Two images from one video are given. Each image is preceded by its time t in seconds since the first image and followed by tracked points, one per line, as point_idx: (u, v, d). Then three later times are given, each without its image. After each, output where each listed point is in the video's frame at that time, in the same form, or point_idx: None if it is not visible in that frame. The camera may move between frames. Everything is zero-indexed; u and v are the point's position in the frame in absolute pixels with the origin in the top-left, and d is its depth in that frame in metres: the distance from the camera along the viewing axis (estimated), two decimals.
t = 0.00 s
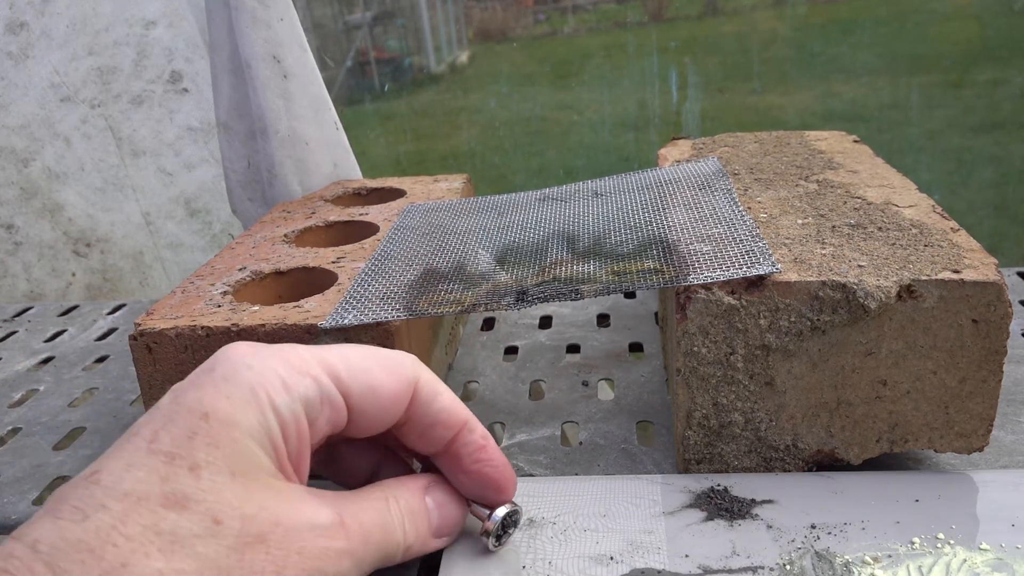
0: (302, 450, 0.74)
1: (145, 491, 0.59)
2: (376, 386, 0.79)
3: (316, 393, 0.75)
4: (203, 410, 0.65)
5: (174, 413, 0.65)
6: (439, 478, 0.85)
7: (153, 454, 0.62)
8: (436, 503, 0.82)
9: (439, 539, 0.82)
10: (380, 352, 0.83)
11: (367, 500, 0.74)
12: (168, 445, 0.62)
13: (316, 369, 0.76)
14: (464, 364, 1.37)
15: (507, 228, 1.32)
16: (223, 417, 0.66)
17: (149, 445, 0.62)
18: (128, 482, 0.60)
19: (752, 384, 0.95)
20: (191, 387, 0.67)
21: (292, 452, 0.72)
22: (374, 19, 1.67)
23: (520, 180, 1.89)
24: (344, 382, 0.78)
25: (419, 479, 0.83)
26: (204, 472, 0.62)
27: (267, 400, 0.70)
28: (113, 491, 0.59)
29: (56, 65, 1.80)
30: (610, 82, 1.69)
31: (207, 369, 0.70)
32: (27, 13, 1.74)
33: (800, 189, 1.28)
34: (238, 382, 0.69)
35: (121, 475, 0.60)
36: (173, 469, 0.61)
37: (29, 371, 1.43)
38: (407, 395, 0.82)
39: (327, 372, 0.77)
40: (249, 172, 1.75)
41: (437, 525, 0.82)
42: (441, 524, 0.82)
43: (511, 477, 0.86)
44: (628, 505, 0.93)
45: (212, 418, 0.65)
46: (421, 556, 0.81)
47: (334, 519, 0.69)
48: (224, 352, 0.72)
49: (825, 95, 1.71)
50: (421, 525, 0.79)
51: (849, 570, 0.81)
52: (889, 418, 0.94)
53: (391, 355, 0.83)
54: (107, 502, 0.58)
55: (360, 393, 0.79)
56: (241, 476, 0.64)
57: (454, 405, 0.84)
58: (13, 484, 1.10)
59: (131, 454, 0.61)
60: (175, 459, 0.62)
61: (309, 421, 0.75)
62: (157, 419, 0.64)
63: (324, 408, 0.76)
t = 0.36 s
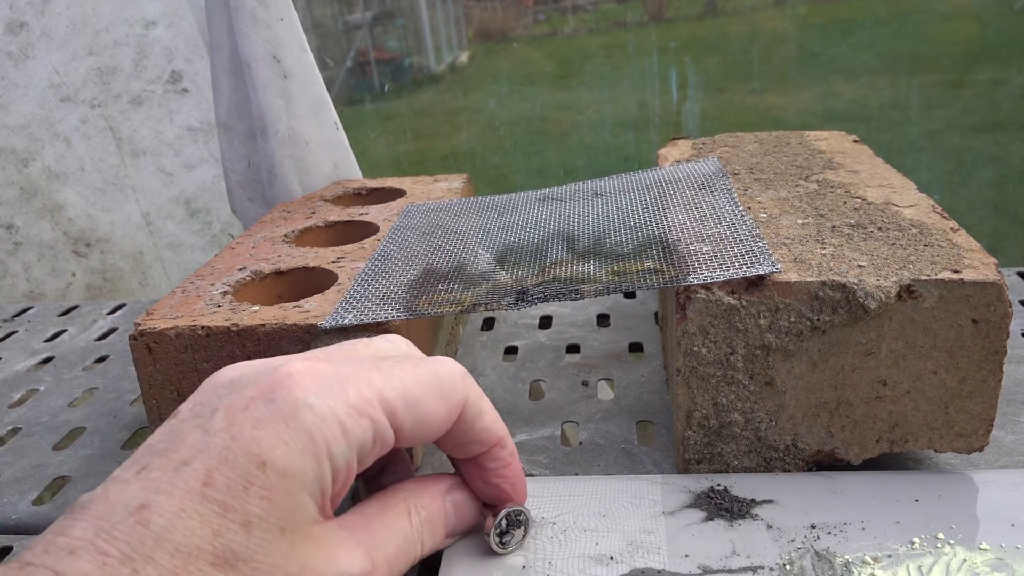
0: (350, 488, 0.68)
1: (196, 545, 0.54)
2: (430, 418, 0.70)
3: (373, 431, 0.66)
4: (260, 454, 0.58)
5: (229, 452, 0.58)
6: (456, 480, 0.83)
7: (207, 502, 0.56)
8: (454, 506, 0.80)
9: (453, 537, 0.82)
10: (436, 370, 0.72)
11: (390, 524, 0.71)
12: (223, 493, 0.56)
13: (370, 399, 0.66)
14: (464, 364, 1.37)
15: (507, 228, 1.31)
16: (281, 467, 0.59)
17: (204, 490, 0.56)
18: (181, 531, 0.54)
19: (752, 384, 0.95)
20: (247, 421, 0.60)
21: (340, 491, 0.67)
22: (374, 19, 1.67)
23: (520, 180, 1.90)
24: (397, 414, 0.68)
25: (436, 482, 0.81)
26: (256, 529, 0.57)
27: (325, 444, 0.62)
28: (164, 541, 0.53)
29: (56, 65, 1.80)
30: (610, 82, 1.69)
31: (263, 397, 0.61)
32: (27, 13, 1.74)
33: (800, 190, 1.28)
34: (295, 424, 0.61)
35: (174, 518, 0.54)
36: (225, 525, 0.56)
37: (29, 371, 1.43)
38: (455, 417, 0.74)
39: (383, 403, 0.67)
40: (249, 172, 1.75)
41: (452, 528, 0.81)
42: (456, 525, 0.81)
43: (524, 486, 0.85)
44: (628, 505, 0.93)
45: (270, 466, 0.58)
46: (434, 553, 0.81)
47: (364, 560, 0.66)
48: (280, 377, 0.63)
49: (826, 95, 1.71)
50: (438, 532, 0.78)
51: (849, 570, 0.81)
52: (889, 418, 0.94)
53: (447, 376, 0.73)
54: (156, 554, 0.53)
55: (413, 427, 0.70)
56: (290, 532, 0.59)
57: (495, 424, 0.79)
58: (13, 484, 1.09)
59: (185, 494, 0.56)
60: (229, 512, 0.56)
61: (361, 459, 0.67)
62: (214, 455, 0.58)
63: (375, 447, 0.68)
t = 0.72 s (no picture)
0: (355, 491, 0.66)
1: (198, 539, 0.55)
2: (442, 428, 0.69)
3: (382, 437, 0.65)
4: (266, 453, 0.58)
5: (236, 449, 0.58)
6: (458, 479, 0.82)
7: (211, 497, 0.56)
8: (454, 506, 0.80)
9: (451, 535, 0.82)
10: (452, 382, 0.71)
11: (392, 525, 0.71)
12: (227, 490, 0.56)
13: (382, 406, 0.65)
14: (464, 364, 1.37)
15: (507, 228, 1.31)
16: (286, 467, 0.58)
17: (209, 485, 0.56)
18: (184, 524, 0.55)
19: (752, 385, 0.95)
20: (256, 417, 0.59)
21: (345, 494, 0.65)
22: (374, 19, 1.66)
23: (520, 180, 1.90)
24: (409, 423, 0.67)
25: (438, 480, 0.80)
26: (259, 528, 0.57)
27: (332, 446, 0.61)
28: (167, 533, 0.54)
29: (56, 65, 1.80)
30: (610, 82, 1.70)
31: (274, 395, 0.61)
32: (27, 14, 1.74)
33: (800, 190, 1.28)
34: (303, 423, 0.60)
35: (179, 511, 0.55)
36: (227, 521, 0.56)
37: (29, 371, 1.43)
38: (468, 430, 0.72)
39: (395, 410, 0.66)
40: (249, 172, 1.75)
41: (452, 526, 0.80)
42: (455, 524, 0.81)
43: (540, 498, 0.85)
44: (628, 505, 0.93)
45: (275, 465, 0.58)
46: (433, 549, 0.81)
47: (366, 561, 0.65)
48: (292, 376, 0.62)
49: (826, 95, 1.71)
50: (437, 530, 0.77)
51: (848, 570, 0.81)
52: (889, 418, 0.94)
53: (463, 389, 0.71)
54: (158, 545, 0.54)
55: (424, 437, 0.68)
56: (293, 533, 0.59)
57: (511, 442, 0.78)
58: (13, 484, 1.10)
59: (190, 488, 0.56)
60: (232, 509, 0.56)
61: (369, 464, 0.66)
62: (222, 450, 0.58)
63: (385, 454, 0.67)
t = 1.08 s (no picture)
0: (359, 502, 0.66)
1: (200, 555, 0.55)
2: (447, 442, 0.69)
3: (388, 451, 0.65)
4: (271, 467, 0.58)
5: (240, 462, 0.58)
6: (464, 484, 0.82)
7: (214, 511, 0.56)
8: (460, 511, 0.80)
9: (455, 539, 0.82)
10: (458, 397, 0.70)
11: (396, 535, 0.70)
12: (231, 504, 0.56)
13: (388, 420, 0.64)
14: (464, 364, 1.37)
15: (507, 228, 1.31)
16: (290, 481, 0.58)
17: (212, 499, 0.56)
18: (187, 540, 0.55)
19: (752, 384, 0.95)
20: (261, 429, 0.59)
21: (350, 506, 0.65)
22: (374, 19, 1.67)
23: (520, 180, 1.90)
24: (414, 437, 0.66)
25: (441, 487, 0.79)
26: (262, 543, 0.57)
27: (337, 460, 0.61)
28: (170, 549, 0.54)
29: (56, 65, 1.80)
30: (610, 82, 1.70)
31: (280, 407, 0.60)
32: (27, 13, 1.74)
33: (800, 190, 1.28)
34: (308, 438, 0.60)
35: (181, 526, 0.55)
36: (231, 536, 0.56)
37: (29, 371, 1.43)
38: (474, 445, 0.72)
39: (401, 424, 0.65)
40: (249, 172, 1.75)
41: (456, 531, 0.80)
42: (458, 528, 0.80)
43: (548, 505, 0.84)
44: (628, 505, 0.93)
45: (279, 480, 0.58)
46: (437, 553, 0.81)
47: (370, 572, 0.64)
48: (298, 388, 0.62)
49: (826, 95, 1.71)
50: (444, 536, 0.78)
51: (849, 570, 0.81)
52: (888, 418, 0.94)
53: (469, 404, 0.71)
54: (160, 562, 0.54)
55: (428, 451, 0.68)
56: (296, 547, 0.59)
57: (516, 452, 0.77)
58: (13, 485, 1.09)
59: (194, 502, 0.56)
60: (235, 524, 0.56)
61: (374, 477, 0.65)
62: (226, 463, 0.57)
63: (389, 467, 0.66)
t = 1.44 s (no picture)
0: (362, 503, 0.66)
1: (199, 554, 0.55)
2: (450, 440, 0.69)
3: (391, 451, 0.65)
4: (272, 470, 0.58)
5: (242, 463, 0.57)
6: (469, 487, 0.81)
7: (214, 512, 0.56)
8: (462, 513, 0.79)
9: (458, 541, 0.81)
10: (462, 391, 0.70)
11: (394, 535, 0.70)
12: (231, 505, 0.56)
13: (390, 419, 0.65)
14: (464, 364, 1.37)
15: (507, 228, 1.32)
16: (292, 483, 0.58)
17: (213, 499, 0.56)
18: (185, 539, 0.55)
19: (752, 384, 0.95)
20: (264, 431, 0.59)
21: (351, 507, 0.66)
22: (374, 19, 1.67)
23: (520, 181, 1.90)
24: (417, 437, 0.66)
25: (444, 488, 0.79)
26: (260, 544, 0.57)
27: (339, 464, 0.61)
28: (168, 547, 0.54)
29: (56, 65, 1.81)
30: (610, 82, 1.70)
31: (283, 408, 0.60)
32: (27, 13, 1.74)
33: (800, 190, 1.28)
34: (310, 440, 0.59)
35: (181, 524, 0.55)
36: (229, 537, 0.56)
37: (29, 371, 1.43)
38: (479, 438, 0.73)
39: (403, 423, 0.66)
40: (249, 172, 1.74)
41: (456, 534, 0.80)
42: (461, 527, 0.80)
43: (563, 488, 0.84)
44: (628, 505, 0.93)
45: (280, 482, 0.58)
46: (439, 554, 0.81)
47: (367, 575, 0.65)
48: (302, 389, 0.61)
49: (826, 95, 1.71)
50: (442, 540, 0.77)
51: (848, 570, 0.81)
52: (888, 418, 0.94)
53: (473, 399, 0.71)
54: (161, 560, 0.54)
55: (433, 448, 0.68)
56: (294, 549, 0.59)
57: (527, 443, 0.78)
58: (13, 484, 1.10)
59: (194, 501, 0.56)
60: (235, 525, 0.56)
61: (376, 478, 0.66)
62: (228, 463, 0.57)
63: (392, 467, 0.66)
